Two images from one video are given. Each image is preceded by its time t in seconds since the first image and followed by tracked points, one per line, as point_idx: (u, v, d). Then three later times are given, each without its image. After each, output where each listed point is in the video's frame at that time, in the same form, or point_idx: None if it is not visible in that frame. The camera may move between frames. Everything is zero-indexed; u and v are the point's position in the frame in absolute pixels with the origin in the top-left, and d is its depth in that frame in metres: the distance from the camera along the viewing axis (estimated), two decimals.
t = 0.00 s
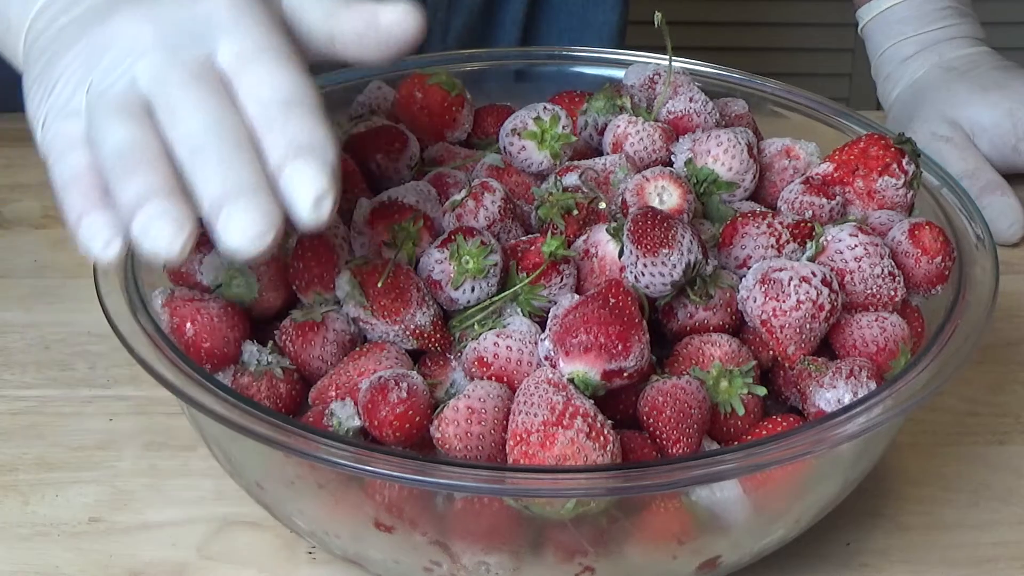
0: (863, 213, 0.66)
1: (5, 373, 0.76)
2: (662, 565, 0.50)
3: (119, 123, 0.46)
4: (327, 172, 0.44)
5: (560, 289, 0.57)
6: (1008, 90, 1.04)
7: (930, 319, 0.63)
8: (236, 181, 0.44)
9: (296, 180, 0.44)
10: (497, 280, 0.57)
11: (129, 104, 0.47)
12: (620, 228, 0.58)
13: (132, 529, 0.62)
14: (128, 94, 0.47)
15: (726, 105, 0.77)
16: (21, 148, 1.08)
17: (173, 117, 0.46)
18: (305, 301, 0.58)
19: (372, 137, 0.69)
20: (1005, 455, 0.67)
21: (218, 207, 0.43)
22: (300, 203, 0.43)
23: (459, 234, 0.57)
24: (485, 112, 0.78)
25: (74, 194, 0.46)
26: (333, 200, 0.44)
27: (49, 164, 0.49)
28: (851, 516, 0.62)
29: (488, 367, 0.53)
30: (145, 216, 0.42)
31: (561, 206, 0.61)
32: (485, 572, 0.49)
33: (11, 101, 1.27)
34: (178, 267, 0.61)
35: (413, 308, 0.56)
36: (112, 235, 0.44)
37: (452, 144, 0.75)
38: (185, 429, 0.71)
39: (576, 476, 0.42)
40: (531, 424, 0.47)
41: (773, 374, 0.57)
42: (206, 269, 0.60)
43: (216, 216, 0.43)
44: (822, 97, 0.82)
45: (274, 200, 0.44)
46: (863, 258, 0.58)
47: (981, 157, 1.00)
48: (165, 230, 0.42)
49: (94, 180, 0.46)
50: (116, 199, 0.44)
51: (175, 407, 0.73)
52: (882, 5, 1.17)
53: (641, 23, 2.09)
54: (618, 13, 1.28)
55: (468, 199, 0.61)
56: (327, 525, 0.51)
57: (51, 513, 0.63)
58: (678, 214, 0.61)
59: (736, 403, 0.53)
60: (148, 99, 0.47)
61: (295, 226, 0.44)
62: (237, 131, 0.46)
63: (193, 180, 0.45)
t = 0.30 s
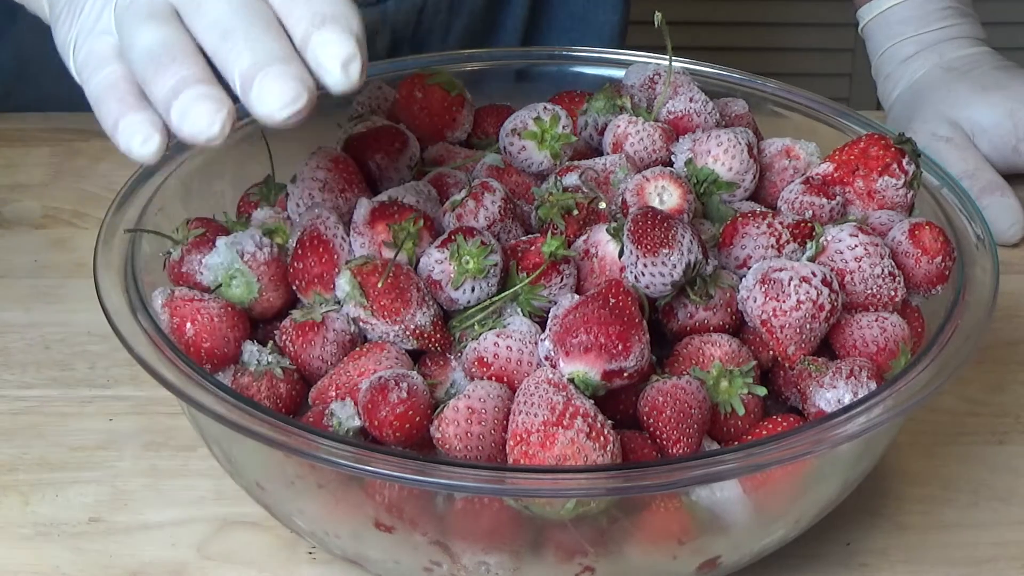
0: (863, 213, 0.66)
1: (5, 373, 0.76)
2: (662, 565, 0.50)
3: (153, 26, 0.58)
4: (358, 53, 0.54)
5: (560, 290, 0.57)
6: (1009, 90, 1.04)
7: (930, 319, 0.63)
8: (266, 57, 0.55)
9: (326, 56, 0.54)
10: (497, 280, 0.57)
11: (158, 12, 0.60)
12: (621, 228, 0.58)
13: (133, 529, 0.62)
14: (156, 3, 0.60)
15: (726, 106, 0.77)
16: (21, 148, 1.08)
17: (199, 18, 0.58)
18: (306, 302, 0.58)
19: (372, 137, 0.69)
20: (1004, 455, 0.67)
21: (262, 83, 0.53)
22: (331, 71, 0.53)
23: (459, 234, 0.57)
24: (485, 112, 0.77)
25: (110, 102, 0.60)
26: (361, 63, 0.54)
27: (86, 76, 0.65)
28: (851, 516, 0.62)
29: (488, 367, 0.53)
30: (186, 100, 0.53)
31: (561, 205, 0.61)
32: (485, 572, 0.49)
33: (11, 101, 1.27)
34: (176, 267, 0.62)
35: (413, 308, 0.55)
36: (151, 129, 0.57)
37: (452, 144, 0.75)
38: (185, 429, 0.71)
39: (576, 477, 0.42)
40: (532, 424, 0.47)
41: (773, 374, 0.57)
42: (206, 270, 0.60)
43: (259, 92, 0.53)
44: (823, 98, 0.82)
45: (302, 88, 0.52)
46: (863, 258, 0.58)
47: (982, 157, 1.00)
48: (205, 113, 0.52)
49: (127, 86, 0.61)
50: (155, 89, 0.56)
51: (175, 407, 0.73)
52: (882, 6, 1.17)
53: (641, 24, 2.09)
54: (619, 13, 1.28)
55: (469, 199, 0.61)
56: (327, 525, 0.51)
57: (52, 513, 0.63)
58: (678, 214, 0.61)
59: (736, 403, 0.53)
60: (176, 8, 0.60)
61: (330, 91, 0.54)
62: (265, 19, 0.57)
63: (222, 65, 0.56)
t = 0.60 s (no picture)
0: (863, 213, 0.66)
1: (5, 373, 0.76)
2: (662, 565, 0.50)
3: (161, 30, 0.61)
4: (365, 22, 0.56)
5: (560, 289, 0.57)
6: (1009, 90, 1.04)
7: (930, 319, 0.63)
8: (276, 44, 0.57)
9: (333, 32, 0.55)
10: (497, 280, 0.57)
11: (169, 12, 0.62)
12: (621, 228, 0.58)
13: (133, 529, 0.62)
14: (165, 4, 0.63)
15: (726, 105, 0.77)
16: (20, 149, 1.08)
17: (207, 12, 0.60)
18: (306, 302, 0.58)
19: (372, 137, 0.69)
20: (1004, 455, 0.67)
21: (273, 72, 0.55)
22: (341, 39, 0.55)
23: (459, 234, 0.57)
24: (485, 112, 0.77)
25: (126, 108, 0.62)
26: (367, 29, 0.56)
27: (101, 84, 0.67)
28: (851, 516, 0.62)
29: (488, 367, 0.53)
30: (204, 100, 0.56)
31: (561, 205, 0.61)
32: (485, 572, 0.49)
33: (11, 101, 1.27)
34: (177, 267, 0.62)
35: (413, 308, 0.55)
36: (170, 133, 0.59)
37: (452, 144, 0.75)
38: (185, 429, 0.71)
39: (576, 477, 0.42)
40: (532, 424, 0.47)
41: (773, 374, 0.57)
42: (206, 270, 0.60)
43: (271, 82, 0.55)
44: (823, 98, 0.82)
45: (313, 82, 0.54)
46: (863, 259, 0.58)
47: (982, 158, 1.00)
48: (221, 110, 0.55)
49: (141, 91, 0.63)
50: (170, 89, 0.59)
51: (175, 407, 0.73)
52: (882, 6, 1.17)
53: (641, 24, 2.09)
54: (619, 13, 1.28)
55: (468, 199, 0.61)
56: (327, 525, 0.51)
57: (52, 513, 0.63)
58: (677, 214, 0.61)
59: (736, 403, 0.53)
60: (186, 7, 0.62)
61: (340, 60, 0.56)
62: (271, 5, 0.59)
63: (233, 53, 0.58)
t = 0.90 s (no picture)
0: (863, 213, 0.66)
1: (5, 373, 0.76)
2: (662, 565, 0.50)
3: None
4: None
5: (560, 289, 0.57)
6: (1009, 91, 1.04)
7: (930, 319, 0.63)
8: None
9: None
10: (497, 280, 0.57)
11: None
12: (621, 228, 0.58)
13: (133, 529, 0.62)
14: None
15: (726, 105, 0.78)
16: (20, 149, 1.08)
17: None
18: (306, 302, 0.58)
19: (372, 137, 0.69)
20: (1004, 455, 0.67)
21: None
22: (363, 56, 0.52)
23: (459, 234, 0.57)
24: (485, 112, 0.78)
25: None
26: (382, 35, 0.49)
27: None
28: (851, 517, 0.62)
29: (488, 367, 0.53)
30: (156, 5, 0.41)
31: (562, 205, 0.61)
32: (485, 572, 0.49)
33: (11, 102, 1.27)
34: (176, 267, 0.62)
35: (413, 308, 0.55)
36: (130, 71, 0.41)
37: (452, 144, 0.75)
38: (185, 429, 0.71)
39: (577, 477, 0.42)
40: (532, 424, 0.47)
41: (773, 374, 0.57)
42: (206, 269, 0.60)
43: None
44: (822, 98, 0.82)
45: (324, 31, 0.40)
46: (863, 259, 0.58)
47: (981, 158, 1.00)
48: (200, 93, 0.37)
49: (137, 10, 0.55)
50: None
51: (175, 407, 0.73)
52: (882, 6, 1.17)
53: (640, 24, 2.09)
54: (619, 14, 1.29)
55: (468, 199, 0.61)
56: (327, 525, 0.51)
57: (52, 513, 0.63)
58: (678, 214, 0.61)
59: (736, 403, 0.53)
60: None
61: None
62: None
63: None
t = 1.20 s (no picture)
0: (863, 213, 0.66)
1: (4, 373, 0.76)
2: (662, 565, 0.50)
3: None
4: None
5: (560, 289, 0.57)
6: (1008, 91, 1.04)
7: (930, 319, 0.63)
8: None
9: None
10: (497, 280, 0.57)
11: None
12: (621, 228, 0.58)
13: (133, 529, 0.62)
14: None
15: (726, 105, 0.78)
16: (20, 148, 1.08)
17: None
18: (306, 302, 0.58)
19: (372, 137, 0.69)
20: (1004, 455, 0.67)
21: None
22: None
23: (459, 234, 0.57)
24: (485, 112, 0.78)
25: None
26: None
27: None
28: (851, 517, 0.62)
29: (488, 367, 0.53)
30: None
31: (562, 205, 0.61)
32: (485, 572, 0.49)
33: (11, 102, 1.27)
34: (176, 267, 0.62)
35: (413, 308, 0.55)
36: None
37: (452, 144, 0.75)
38: (185, 429, 0.71)
39: (577, 477, 0.42)
40: (531, 423, 0.47)
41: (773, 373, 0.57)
42: (206, 269, 0.60)
43: None
44: (822, 98, 0.82)
45: None
46: (863, 259, 0.58)
47: (981, 158, 1.00)
48: None
49: None
50: None
51: (175, 407, 0.73)
52: (882, 6, 1.17)
53: (640, 23, 2.09)
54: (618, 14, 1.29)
55: (468, 199, 0.61)
56: (327, 525, 0.51)
57: (52, 513, 0.63)
58: (677, 214, 0.61)
59: (736, 403, 0.53)
60: None
61: None
62: None
63: None
